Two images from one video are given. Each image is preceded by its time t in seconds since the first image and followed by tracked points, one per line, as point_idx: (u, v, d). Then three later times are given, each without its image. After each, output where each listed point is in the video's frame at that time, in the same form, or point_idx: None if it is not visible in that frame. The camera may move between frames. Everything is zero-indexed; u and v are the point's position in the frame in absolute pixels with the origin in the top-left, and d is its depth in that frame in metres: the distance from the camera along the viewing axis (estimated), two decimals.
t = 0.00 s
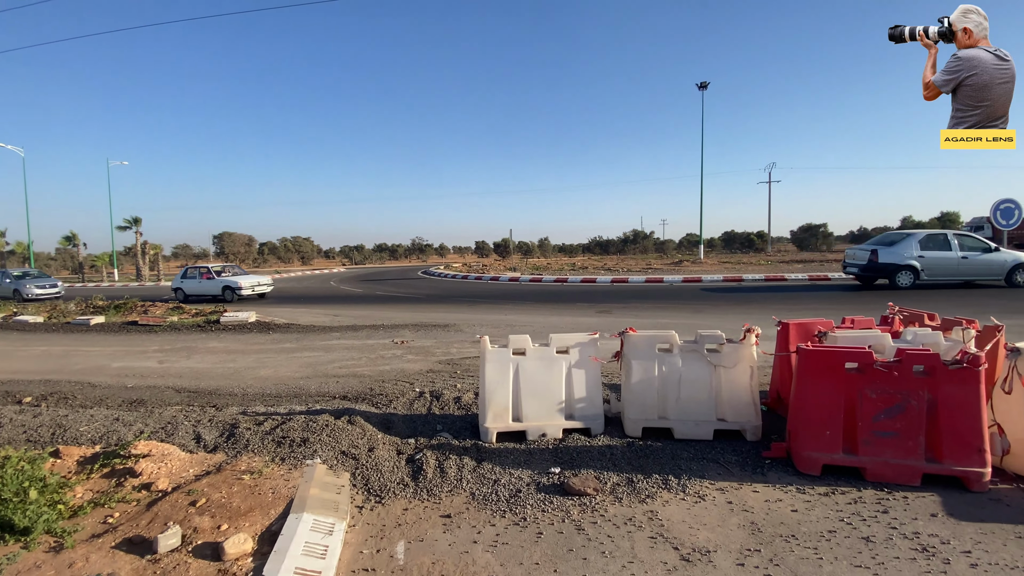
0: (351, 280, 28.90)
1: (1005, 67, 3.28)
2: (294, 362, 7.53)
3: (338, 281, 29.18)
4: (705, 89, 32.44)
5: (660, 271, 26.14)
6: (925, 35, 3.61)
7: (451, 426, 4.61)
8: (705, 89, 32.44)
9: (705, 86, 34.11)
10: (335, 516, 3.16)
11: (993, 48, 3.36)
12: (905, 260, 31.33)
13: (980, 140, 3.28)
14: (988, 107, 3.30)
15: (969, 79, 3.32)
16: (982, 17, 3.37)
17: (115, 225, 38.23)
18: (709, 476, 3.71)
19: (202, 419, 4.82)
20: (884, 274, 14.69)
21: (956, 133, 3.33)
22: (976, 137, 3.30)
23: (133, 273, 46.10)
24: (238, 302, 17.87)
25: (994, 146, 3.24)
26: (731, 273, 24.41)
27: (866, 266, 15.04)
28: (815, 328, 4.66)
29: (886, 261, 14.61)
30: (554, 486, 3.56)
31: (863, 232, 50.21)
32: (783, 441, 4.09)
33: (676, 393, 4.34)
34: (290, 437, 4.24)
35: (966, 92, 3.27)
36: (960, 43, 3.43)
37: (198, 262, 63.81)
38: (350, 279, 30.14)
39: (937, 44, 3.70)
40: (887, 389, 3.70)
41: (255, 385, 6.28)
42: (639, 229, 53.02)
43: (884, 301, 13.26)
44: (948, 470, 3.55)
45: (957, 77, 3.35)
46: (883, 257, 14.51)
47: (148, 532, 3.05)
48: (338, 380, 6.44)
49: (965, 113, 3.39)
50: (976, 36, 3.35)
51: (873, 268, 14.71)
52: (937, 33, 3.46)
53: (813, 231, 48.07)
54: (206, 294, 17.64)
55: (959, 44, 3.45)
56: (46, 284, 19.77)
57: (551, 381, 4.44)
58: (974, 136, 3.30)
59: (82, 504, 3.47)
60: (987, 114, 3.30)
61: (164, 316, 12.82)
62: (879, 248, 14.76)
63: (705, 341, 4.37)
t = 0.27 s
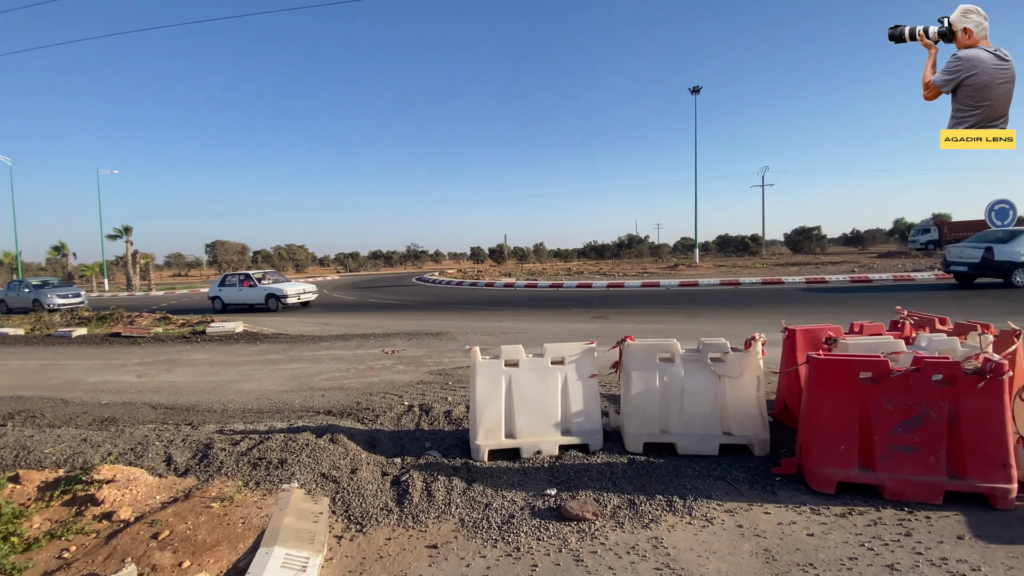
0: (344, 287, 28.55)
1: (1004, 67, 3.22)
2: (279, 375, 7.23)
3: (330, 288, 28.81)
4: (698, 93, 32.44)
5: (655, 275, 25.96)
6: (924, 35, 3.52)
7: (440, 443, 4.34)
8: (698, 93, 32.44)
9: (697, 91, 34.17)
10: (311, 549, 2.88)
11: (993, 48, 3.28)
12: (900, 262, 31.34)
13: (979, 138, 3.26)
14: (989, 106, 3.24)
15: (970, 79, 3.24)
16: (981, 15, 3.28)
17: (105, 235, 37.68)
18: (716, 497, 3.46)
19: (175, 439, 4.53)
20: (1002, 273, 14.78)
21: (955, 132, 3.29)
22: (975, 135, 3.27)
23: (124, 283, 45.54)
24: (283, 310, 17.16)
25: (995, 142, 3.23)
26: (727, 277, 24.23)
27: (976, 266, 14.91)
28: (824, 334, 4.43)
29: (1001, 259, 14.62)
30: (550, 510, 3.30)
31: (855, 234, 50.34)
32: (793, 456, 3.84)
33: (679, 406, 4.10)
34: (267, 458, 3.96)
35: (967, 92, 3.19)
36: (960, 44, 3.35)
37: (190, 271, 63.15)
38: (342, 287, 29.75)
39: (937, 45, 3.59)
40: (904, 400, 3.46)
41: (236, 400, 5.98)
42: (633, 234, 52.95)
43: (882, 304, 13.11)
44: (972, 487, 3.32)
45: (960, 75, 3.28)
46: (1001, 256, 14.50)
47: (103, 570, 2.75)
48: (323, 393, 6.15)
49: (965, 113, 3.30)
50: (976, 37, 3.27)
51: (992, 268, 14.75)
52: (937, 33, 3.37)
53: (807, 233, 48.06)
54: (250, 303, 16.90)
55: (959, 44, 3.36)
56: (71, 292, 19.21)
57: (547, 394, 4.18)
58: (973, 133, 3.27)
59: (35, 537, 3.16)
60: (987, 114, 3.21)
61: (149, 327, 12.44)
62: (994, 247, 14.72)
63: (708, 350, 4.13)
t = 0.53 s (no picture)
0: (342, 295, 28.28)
1: (1005, 68, 3.02)
2: (268, 387, 6.97)
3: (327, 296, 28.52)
4: (694, 96, 32.32)
5: (654, 280, 25.73)
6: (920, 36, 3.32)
7: (432, 462, 4.11)
8: (694, 96, 32.32)
9: (694, 95, 34.15)
10: None
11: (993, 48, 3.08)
12: (901, 264, 31.16)
13: (979, 141, 3.05)
14: (989, 108, 3.03)
15: (970, 81, 3.03)
16: (982, 15, 3.08)
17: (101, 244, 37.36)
18: (728, 520, 3.22)
19: (151, 460, 4.30)
20: None
21: (953, 135, 3.08)
22: (974, 138, 3.06)
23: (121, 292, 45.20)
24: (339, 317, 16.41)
25: (994, 147, 3.02)
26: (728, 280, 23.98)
27: None
28: (836, 343, 4.22)
29: None
30: (549, 538, 3.06)
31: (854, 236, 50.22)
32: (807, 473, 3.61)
33: (685, 421, 3.87)
34: (247, 481, 3.72)
35: (967, 92, 3.00)
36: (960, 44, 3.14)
37: (188, 279, 62.86)
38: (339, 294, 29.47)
39: (938, 44, 3.37)
40: (926, 415, 3.22)
41: (220, 416, 5.74)
42: (632, 239, 52.81)
43: (886, 307, 12.88)
44: (997, 505, 3.10)
45: (958, 78, 3.07)
46: None
47: None
48: (312, 407, 5.89)
49: (964, 113, 3.10)
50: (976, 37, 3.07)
51: None
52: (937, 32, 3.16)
53: (806, 236, 47.83)
54: (302, 310, 16.14)
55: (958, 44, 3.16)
56: (101, 300, 18.72)
57: (545, 410, 3.95)
58: (972, 137, 3.06)
59: None
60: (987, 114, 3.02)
61: (139, 337, 12.18)
62: None
63: (716, 361, 3.92)
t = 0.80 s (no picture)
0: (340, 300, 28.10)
1: (1006, 67, 2.86)
2: (259, 397, 6.77)
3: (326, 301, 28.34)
4: (694, 97, 32.18)
5: (656, 283, 25.55)
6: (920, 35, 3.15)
7: (426, 476, 3.92)
8: (693, 97, 32.18)
9: (693, 98, 34.06)
10: None
11: (994, 48, 2.92)
12: (903, 265, 30.90)
13: (979, 140, 2.89)
14: (989, 107, 2.87)
15: (970, 79, 2.87)
16: (981, 14, 2.93)
17: (98, 251, 37.12)
18: (738, 539, 3.03)
19: (132, 477, 4.12)
20: None
21: (952, 133, 2.91)
22: (974, 138, 2.90)
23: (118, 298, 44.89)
24: (405, 319, 15.73)
25: (994, 146, 2.87)
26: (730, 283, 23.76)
27: None
28: (848, 350, 4.05)
29: None
30: (549, 561, 2.87)
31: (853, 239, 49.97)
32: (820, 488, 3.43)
33: (692, 433, 3.70)
34: (229, 501, 3.53)
35: (967, 92, 2.85)
36: (960, 44, 2.98)
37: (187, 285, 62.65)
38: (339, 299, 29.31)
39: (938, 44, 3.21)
40: (947, 427, 3.02)
41: (208, 427, 5.55)
42: (631, 242, 52.71)
43: (891, 309, 12.68)
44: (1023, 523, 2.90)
45: (958, 76, 2.91)
46: None
47: None
48: (304, 417, 5.70)
49: (965, 113, 2.94)
50: (976, 36, 2.92)
51: None
52: (937, 32, 3.01)
53: (806, 239, 47.65)
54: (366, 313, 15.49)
55: (959, 44, 2.99)
56: (140, 305, 17.96)
57: (544, 421, 3.77)
58: (973, 136, 2.89)
59: None
60: (988, 113, 2.86)
61: (132, 345, 11.98)
62: None
63: (723, 370, 3.74)
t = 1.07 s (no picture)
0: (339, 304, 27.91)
1: (1007, 67, 2.67)
2: (252, 403, 6.60)
3: (325, 305, 28.15)
4: (693, 100, 32.13)
5: (657, 286, 25.38)
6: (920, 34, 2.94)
7: (422, 488, 3.75)
8: (692, 100, 32.13)
9: (692, 100, 33.96)
10: None
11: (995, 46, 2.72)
12: (905, 267, 30.73)
13: (978, 140, 2.68)
14: (989, 107, 2.68)
15: (969, 79, 2.68)
16: (981, 14, 2.75)
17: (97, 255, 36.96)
18: (750, 556, 2.86)
19: (116, 489, 3.96)
20: None
21: (949, 133, 2.70)
22: (972, 138, 2.68)
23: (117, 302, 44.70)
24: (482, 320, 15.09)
25: (994, 147, 2.66)
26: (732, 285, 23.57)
27: None
28: (860, 355, 3.91)
29: None
30: None
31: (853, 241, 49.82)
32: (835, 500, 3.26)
33: (699, 442, 3.54)
34: (215, 515, 3.36)
35: (966, 92, 2.66)
36: (960, 44, 2.79)
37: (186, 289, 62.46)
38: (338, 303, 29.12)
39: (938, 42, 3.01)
40: (971, 436, 2.86)
41: (198, 435, 5.39)
42: (631, 245, 52.59)
43: (896, 312, 12.51)
44: None
45: (956, 76, 2.72)
46: None
47: None
48: (297, 425, 5.53)
49: (964, 113, 2.74)
50: (976, 35, 2.72)
51: None
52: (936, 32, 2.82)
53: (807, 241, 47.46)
54: (434, 313, 14.86)
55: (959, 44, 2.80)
56: (185, 309, 17.35)
57: (545, 430, 3.61)
58: (972, 137, 2.68)
59: None
60: (988, 114, 2.66)
61: (127, 350, 11.82)
62: None
63: (730, 376, 3.60)
